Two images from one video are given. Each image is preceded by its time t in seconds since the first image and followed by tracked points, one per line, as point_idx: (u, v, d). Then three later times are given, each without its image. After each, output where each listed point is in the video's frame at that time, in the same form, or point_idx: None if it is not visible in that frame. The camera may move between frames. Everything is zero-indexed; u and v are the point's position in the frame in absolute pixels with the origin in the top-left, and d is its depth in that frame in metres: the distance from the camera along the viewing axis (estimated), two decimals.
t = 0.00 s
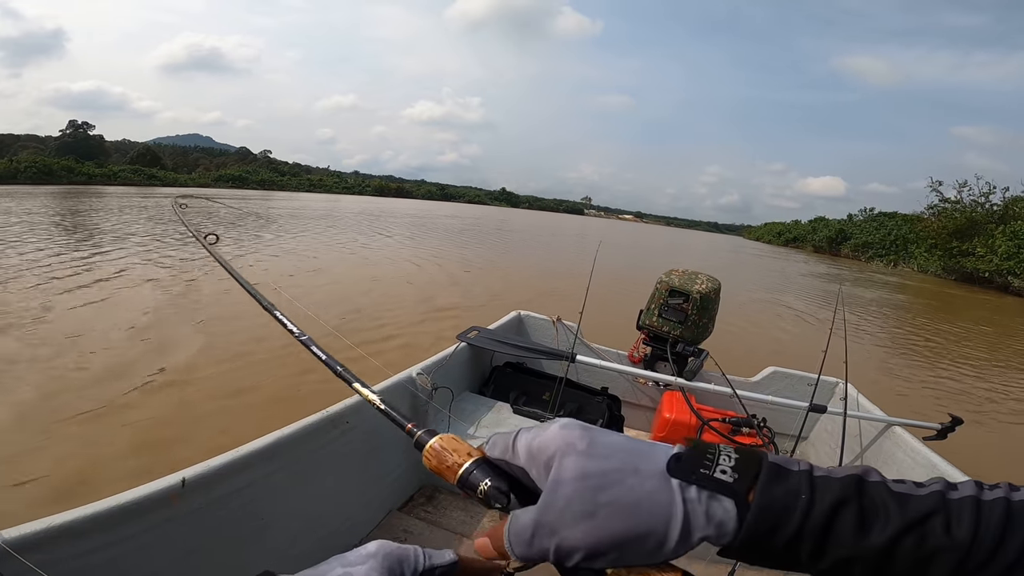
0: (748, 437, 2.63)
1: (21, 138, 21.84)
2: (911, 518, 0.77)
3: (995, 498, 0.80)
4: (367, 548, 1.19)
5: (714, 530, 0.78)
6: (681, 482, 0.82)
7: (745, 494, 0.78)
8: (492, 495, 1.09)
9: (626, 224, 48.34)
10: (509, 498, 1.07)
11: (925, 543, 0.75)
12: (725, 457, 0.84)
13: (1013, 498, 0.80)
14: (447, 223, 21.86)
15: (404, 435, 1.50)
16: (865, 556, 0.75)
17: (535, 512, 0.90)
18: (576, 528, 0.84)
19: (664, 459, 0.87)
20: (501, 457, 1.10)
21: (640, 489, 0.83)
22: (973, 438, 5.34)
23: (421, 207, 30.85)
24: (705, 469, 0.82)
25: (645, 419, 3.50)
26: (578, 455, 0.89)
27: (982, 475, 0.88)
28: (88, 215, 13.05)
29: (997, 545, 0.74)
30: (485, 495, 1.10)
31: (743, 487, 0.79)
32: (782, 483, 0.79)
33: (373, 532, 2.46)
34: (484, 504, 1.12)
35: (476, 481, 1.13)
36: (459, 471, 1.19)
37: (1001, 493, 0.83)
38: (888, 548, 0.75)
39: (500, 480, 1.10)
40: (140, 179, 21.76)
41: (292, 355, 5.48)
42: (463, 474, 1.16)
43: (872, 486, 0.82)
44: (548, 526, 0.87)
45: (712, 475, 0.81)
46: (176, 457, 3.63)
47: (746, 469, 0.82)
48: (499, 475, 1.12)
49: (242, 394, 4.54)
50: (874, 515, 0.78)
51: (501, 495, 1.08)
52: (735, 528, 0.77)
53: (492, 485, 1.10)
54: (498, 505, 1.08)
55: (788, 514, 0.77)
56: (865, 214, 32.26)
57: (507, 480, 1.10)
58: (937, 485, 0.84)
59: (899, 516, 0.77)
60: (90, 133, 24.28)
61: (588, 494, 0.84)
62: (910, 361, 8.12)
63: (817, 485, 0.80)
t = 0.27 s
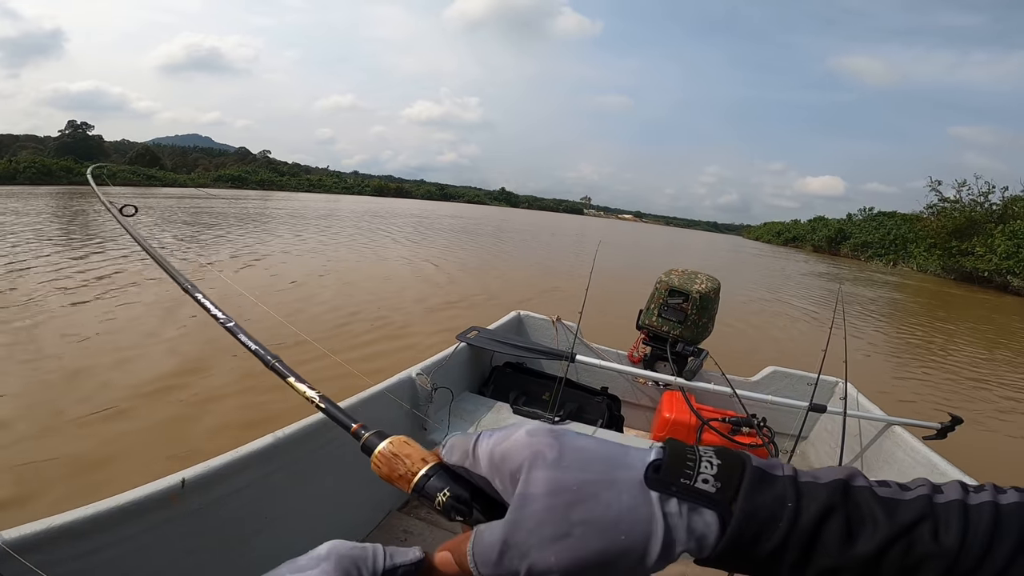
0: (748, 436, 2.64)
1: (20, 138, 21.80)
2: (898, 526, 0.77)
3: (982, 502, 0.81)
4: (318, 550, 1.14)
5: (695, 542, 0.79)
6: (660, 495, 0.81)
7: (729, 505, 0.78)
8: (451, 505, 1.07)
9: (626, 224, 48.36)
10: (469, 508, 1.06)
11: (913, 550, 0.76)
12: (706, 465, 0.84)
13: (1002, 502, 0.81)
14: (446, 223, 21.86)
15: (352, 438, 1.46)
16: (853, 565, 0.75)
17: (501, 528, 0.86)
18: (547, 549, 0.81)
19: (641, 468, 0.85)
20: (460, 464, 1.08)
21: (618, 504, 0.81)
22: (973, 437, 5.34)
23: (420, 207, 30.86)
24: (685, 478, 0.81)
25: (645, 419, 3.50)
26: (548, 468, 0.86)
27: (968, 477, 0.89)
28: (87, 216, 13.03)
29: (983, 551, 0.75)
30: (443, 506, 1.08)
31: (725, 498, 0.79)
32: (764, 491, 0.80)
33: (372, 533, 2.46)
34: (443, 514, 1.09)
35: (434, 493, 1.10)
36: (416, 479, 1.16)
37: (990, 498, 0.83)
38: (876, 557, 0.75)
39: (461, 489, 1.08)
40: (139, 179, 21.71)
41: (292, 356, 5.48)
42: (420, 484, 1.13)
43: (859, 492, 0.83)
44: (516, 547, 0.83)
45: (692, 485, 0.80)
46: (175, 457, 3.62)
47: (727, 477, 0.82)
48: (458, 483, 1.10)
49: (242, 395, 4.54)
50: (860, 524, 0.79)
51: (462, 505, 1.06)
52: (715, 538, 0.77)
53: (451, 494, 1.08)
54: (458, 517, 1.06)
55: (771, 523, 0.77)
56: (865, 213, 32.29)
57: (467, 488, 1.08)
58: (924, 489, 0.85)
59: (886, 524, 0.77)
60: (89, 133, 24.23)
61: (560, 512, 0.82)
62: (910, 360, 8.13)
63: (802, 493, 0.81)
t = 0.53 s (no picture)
0: (751, 437, 2.63)
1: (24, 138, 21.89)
2: (894, 538, 0.76)
3: (975, 511, 0.81)
4: (271, 563, 1.07)
5: (683, 562, 0.77)
6: (646, 516, 0.79)
7: (719, 523, 0.76)
8: (419, 526, 0.98)
9: (628, 225, 48.36)
10: (441, 527, 0.98)
11: (909, 562, 0.75)
12: (695, 477, 0.80)
13: (993, 509, 0.81)
14: (449, 224, 21.89)
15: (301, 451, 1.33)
16: None
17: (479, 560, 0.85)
18: None
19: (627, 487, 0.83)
20: (427, 483, 1.00)
21: (601, 531, 0.81)
22: (976, 439, 5.32)
23: (423, 207, 30.90)
24: (674, 494, 0.78)
25: (647, 420, 3.50)
26: (524, 490, 0.85)
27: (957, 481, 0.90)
28: (91, 215, 13.08)
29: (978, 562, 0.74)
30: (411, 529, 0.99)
31: (716, 515, 0.77)
32: (757, 506, 0.78)
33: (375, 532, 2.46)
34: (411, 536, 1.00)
35: (398, 516, 1.00)
36: (374, 502, 1.03)
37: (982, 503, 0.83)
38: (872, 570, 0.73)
39: (429, 509, 0.99)
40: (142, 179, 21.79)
41: (295, 355, 5.49)
42: (381, 503, 1.02)
43: (854, 503, 0.81)
44: None
45: (681, 502, 0.77)
46: (178, 457, 3.63)
47: (717, 490, 0.79)
48: (425, 501, 1.01)
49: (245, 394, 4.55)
50: (856, 535, 0.77)
51: (433, 526, 0.98)
52: (704, 558, 0.76)
53: (418, 514, 0.99)
54: (430, 538, 0.99)
55: (764, 540, 0.75)
56: (868, 215, 32.22)
57: (437, 507, 0.99)
58: (918, 497, 0.84)
59: (883, 537, 0.76)
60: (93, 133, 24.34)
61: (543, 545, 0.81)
62: (913, 362, 8.10)
63: (796, 506, 0.79)
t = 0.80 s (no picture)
0: (754, 439, 2.63)
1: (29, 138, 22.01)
2: (899, 544, 0.76)
3: (981, 512, 0.81)
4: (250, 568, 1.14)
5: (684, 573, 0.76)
6: (646, 529, 0.78)
7: (721, 533, 0.75)
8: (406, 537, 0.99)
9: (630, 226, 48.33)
10: (429, 537, 0.99)
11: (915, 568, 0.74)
12: (696, 487, 0.79)
13: (996, 513, 0.81)
14: (451, 224, 21.92)
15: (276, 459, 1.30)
16: None
17: None
18: None
19: (622, 499, 0.83)
20: (412, 493, 0.99)
21: (600, 543, 0.79)
22: (980, 441, 5.30)
23: (425, 207, 30.93)
24: (673, 505, 0.77)
25: (650, 421, 3.50)
26: (516, 503, 0.83)
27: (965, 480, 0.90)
28: (95, 215, 13.13)
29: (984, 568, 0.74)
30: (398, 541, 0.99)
31: (717, 526, 0.76)
32: (761, 514, 0.77)
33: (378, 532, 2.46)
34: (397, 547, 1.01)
35: (382, 528, 1.00)
36: (355, 515, 1.02)
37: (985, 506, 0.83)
38: None
39: (416, 519, 1.00)
40: (146, 178, 21.86)
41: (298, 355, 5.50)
42: (364, 517, 1.01)
43: (859, 508, 0.81)
44: None
45: (681, 511, 0.77)
46: (181, 455, 3.64)
47: (718, 498, 0.78)
48: (411, 512, 1.01)
49: (248, 393, 4.57)
50: (860, 542, 0.77)
51: (421, 537, 0.99)
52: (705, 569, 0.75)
53: (405, 526, 0.99)
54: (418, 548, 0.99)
55: (768, 548, 0.74)
56: (871, 217, 32.17)
57: (423, 516, 1.00)
58: (923, 499, 0.84)
59: (890, 545, 0.75)
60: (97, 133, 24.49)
61: (539, 558, 0.79)
62: (916, 364, 8.07)
63: (800, 512, 0.78)
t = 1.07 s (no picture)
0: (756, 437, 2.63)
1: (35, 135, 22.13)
2: (893, 524, 0.76)
3: (976, 494, 0.81)
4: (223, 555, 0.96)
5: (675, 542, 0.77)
6: (638, 496, 0.78)
7: (715, 503, 0.76)
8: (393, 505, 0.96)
9: (633, 224, 48.26)
10: (417, 506, 0.97)
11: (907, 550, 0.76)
12: (689, 458, 0.80)
13: (995, 495, 0.81)
14: (454, 222, 21.92)
15: (264, 430, 1.30)
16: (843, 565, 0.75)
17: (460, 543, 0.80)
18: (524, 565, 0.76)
19: (615, 464, 0.82)
20: (401, 461, 0.98)
21: (595, 511, 0.78)
22: (984, 442, 5.29)
23: (428, 205, 30.97)
24: (666, 474, 0.78)
25: (653, 419, 3.50)
26: (508, 467, 0.81)
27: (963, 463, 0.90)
28: (101, 211, 13.21)
29: (979, 550, 0.75)
30: (387, 511, 0.97)
31: (712, 494, 0.76)
32: (756, 487, 0.77)
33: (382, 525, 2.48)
34: (386, 518, 0.98)
35: (371, 498, 0.97)
36: (343, 483, 1.01)
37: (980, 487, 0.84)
38: (869, 558, 0.75)
39: (406, 488, 0.97)
40: (151, 175, 21.98)
41: (301, 352, 5.53)
42: (351, 484, 0.99)
43: (855, 486, 0.81)
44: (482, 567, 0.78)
45: (674, 481, 0.77)
46: (186, 449, 3.67)
47: (713, 470, 0.79)
48: (399, 480, 0.99)
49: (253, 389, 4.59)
50: (854, 520, 0.77)
51: (411, 506, 0.97)
52: (698, 538, 0.76)
53: (392, 494, 0.97)
54: (408, 518, 0.97)
55: (761, 523, 0.75)
56: (876, 217, 32.05)
57: (414, 486, 0.98)
58: (920, 480, 0.84)
59: (884, 525, 0.76)
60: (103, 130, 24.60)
61: (532, 524, 0.77)
62: (920, 364, 8.05)
63: (794, 486, 0.79)
